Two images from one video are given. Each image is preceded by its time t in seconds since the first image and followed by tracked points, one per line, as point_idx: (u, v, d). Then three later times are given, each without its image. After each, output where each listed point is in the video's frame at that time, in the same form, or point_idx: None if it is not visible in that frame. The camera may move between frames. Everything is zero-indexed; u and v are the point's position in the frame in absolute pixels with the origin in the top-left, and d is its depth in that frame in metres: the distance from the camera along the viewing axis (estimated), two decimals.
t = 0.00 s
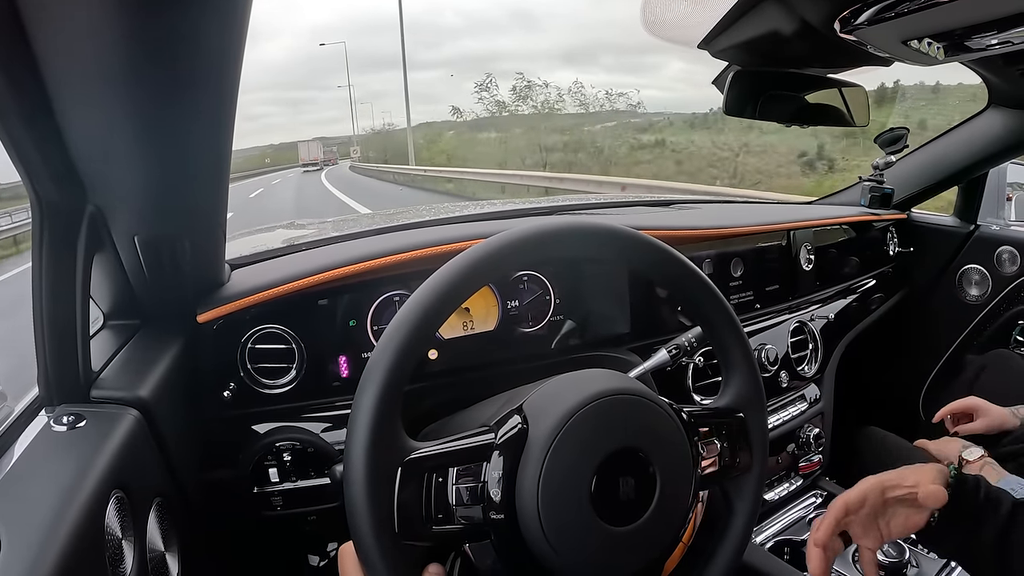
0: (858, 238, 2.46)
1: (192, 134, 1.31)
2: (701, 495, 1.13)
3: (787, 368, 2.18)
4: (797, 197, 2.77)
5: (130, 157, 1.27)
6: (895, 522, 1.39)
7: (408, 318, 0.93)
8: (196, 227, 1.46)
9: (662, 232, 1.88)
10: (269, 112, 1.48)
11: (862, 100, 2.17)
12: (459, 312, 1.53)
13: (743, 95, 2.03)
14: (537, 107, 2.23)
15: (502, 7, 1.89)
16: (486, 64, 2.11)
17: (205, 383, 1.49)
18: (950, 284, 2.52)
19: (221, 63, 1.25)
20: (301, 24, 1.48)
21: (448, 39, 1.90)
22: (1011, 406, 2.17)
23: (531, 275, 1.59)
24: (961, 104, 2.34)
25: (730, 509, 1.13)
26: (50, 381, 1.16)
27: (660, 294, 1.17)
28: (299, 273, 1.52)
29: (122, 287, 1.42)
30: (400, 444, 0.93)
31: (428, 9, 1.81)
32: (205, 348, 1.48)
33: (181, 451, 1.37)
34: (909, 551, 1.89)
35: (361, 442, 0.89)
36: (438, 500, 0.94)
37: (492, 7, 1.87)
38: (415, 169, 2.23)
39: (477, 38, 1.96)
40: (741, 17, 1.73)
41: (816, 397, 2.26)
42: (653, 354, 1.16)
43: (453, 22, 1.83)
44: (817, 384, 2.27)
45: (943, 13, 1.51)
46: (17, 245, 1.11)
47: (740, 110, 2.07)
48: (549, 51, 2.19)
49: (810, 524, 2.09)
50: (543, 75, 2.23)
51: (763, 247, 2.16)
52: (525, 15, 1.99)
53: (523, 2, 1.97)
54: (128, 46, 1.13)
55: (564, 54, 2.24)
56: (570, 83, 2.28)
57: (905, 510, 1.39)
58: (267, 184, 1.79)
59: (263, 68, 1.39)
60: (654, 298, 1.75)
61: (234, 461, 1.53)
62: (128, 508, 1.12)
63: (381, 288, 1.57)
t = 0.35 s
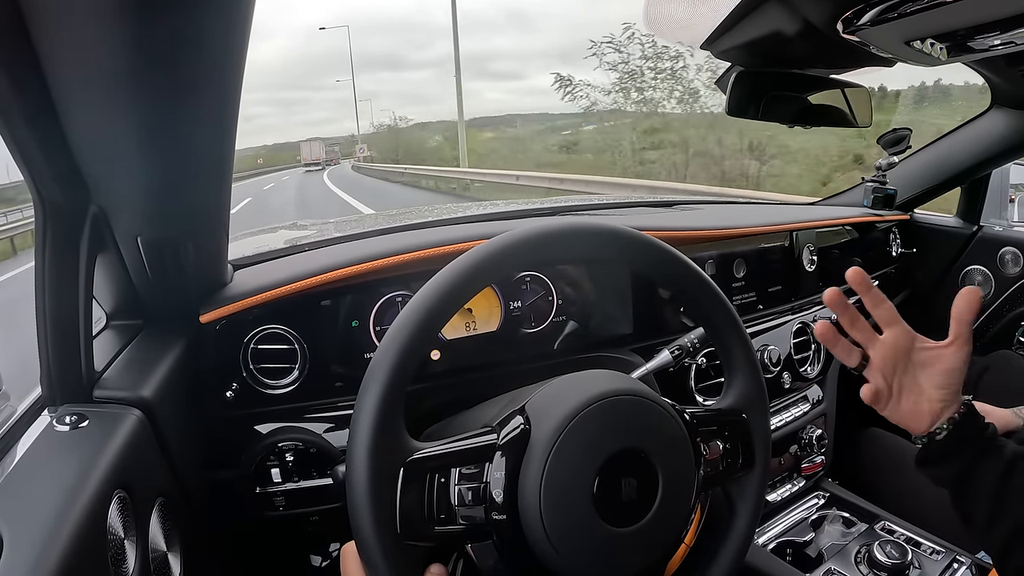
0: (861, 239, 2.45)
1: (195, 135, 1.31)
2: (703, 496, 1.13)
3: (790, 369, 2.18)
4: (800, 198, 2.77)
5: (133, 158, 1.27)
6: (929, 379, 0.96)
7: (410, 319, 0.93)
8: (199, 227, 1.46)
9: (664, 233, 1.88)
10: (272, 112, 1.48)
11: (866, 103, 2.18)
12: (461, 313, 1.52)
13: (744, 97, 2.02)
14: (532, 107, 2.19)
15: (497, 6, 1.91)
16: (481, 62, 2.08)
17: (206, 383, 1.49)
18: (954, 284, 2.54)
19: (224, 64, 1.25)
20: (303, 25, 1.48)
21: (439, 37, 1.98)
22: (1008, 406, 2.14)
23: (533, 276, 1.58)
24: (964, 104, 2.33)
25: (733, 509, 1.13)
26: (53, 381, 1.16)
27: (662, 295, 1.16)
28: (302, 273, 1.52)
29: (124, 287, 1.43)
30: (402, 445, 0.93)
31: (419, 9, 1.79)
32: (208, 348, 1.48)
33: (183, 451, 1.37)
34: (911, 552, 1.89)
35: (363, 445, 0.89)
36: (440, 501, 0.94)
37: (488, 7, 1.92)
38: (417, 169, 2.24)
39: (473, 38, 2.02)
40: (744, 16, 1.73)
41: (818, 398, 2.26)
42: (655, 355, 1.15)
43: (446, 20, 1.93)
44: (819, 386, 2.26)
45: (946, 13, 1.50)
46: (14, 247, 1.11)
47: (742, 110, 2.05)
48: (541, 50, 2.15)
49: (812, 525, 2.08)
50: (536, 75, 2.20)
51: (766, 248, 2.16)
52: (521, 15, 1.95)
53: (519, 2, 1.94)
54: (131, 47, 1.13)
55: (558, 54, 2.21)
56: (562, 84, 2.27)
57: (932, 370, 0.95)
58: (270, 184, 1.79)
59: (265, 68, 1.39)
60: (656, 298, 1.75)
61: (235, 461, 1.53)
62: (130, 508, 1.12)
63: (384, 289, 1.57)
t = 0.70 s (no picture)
0: (861, 239, 2.45)
1: (196, 134, 1.31)
2: (704, 496, 1.12)
3: (791, 370, 2.18)
4: (801, 198, 2.77)
5: (134, 159, 1.27)
6: (1004, 458, 0.99)
7: (410, 319, 0.93)
8: (200, 227, 1.46)
9: (665, 233, 1.88)
10: (275, 113, 1.48)
11: (868, 105, 2.19)
12: (462, 314, 1.54)
13: (745, 97, 2.03)
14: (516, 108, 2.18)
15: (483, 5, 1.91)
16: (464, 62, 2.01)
17: (207, 384, 1.49)
18: (954, 286, 2.52)
19: (225, 65, 1.25)
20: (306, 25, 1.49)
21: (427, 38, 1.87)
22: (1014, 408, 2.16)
23: (534, 277, 1.59)
24: (966, 104, 2.33)
25: (735, 510, 1.12)
26: (54, 380, 1.17)
27: (663, 296, 1.16)
28: (303, 274, 1.52)
29: (125, 287, 1.43)
30: (402, 447, 0.93)
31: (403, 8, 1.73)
32: (209, 348, 1.48)
33: (184, 451, 1.37)
34: (911, 553, 1.89)
35: (364, 446, 0.89)
36: (441, 504, 0.95)
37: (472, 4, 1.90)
38: (418, 168, 2.22)
39: (457, 36, 1.93)
40: (744, 18, 1.73)
41: (819, 399, 2.25)
42: (656, 356, 1.15)
43: (432, 19, 1.83)
44: (820, 386, 2.26)
45: (948, 14, 1.50)
46: (16, 246, 1.11)
47: (744, 110, 2.07)
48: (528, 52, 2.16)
49: (812, 526, 2.08)
50: (521, 75, 2.18)
51: (767, 248, 2.16)
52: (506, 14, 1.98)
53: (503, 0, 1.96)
54: (133, 49, 1.13)
55: (544, 54, 2.22)
56: (545, 84, 2.25)
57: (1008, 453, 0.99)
58: (272, 184, 1.79)
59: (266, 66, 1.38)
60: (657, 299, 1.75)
61: (236, 461, 1.53)
62: (131, 508, 1.12)
63: (385, 289, 1.56)
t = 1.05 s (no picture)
0: (863, 241, 2.45)
1: (199, 136, 1.31)
2: (706, 497, 1.12)
3: (793, 371, 2.18)
4: (804, 200, 2.77)
5: (136, 160, 1.27)
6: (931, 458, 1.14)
7: (412, 320, 0.93)
8: (203, 229, 1.46)
9: (668, 234, 1.88)
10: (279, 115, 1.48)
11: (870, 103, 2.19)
12: (464, 315, 1.54)
13: (748, 99, 2.03)
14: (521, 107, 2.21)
15: (478, 6, 1.89)
16: (460, 61, 2.06)
17: (209, 384, 1.49)
18: (957, 287, 2.51)
19: (228, 67, 1.25)
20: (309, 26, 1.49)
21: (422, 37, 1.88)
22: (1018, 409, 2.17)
23: (536, 278, 1.60)
24: (968, 105, 2.32)
25: (737, 511, 1.12)
26: (56, 381, 1.17)
27: (665, 297, 1.16)
28: (305, 274, 1.52)
29: (127, 287, 1.43)
30: (404, 450, 0.93)
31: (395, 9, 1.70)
32: (212, 349, 1.49)
33: (186, 452, 1.37)
34: (914, 555, 1.88)
35: (365, 449, 0.89)
36: (443, 507, 0.95)
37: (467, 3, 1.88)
38: (419, 169, 2.21)
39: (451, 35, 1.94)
40: (746, 20, 1.73)
41: (822, 400, 2.25)
42: (659, 357, 1.15)
43: (427, 18, 1.83)
44: (822, 388, 2.26)
45: (951, 15, 1.50)
46: (17, 247, 1.11)
47: (747, 111, 2.07)
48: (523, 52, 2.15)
49: (815, 528, 2.08)
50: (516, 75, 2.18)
51: (769, 249, 2.16)
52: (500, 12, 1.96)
53: None
54: (136, 50, 1.13)
55: (539, 54, 2.19)
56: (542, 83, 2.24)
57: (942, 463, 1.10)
58: (275, 186, 1.79)
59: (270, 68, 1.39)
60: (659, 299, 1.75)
61: (237, 462, 1.53)
62: (132, 509, 1.12)
63: (387, 290, 1.57)
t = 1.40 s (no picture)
0: (861, 239, 2.46)
1: (196, 135, 1.31)
2: (704, 495, 1.12)
3: (790, 370, 2.18)
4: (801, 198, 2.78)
5: (133, 159, 1.27)
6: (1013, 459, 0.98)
7: (409, 320, 0.93)
8: (200, 229, 1.46)
9: (665, 233, 1.88)
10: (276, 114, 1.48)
11: (868, 105, 2.20)
12: (461, 314, 1.54)
13: (744, 97, 2.02)
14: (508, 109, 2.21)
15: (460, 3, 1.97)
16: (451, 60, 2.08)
17: (206, 384, 1.49)
18: (954, 285, 2.52)
19: (224, 65, 1.25)
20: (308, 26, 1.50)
21: (406, 36, 1.87)
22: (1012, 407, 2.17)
23: (534, 277, 1.59)
24: (965, 105, 2.33)
25: (735, 510, 1.12)
26: (54, 380, 1.17)
27: (662, 296, 1.16)
28: (302, 273, 1.52)
29: (124, 287, 1.43)
30: (401, 451, 0.93)
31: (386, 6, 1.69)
32: (209, 350, 1.49)
33: (183, 452, 1.37)
34: (911, 553, 1.89)
35: (363, 450, 0.89)
36: (442, 509, 0.95)
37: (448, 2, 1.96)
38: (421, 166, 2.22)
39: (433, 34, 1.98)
40: (744, 18, 1.71)
41: (819, 398, 2.25)
42: (656, 356, 1.15)
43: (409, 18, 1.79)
44: (819, 386, 2.26)
45: (947, 14, 1.50)
46: (14, 246, 1.11)
47: (744, 109, 2.07)
48: (506, 51, 2.22)
49: (812, 526, 2.08)
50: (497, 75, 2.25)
51: (767, 248, 2.16)
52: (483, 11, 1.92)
53: None
54: (131, 49, 1.13)
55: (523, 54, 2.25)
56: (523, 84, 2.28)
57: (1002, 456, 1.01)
58: (274, 184, 1.80)
59: (267, 63, 1.38)
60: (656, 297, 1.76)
61: (236, 461, 1.53)
62: (131, 509, 1.12)
63: (384, 289, 1.56)
